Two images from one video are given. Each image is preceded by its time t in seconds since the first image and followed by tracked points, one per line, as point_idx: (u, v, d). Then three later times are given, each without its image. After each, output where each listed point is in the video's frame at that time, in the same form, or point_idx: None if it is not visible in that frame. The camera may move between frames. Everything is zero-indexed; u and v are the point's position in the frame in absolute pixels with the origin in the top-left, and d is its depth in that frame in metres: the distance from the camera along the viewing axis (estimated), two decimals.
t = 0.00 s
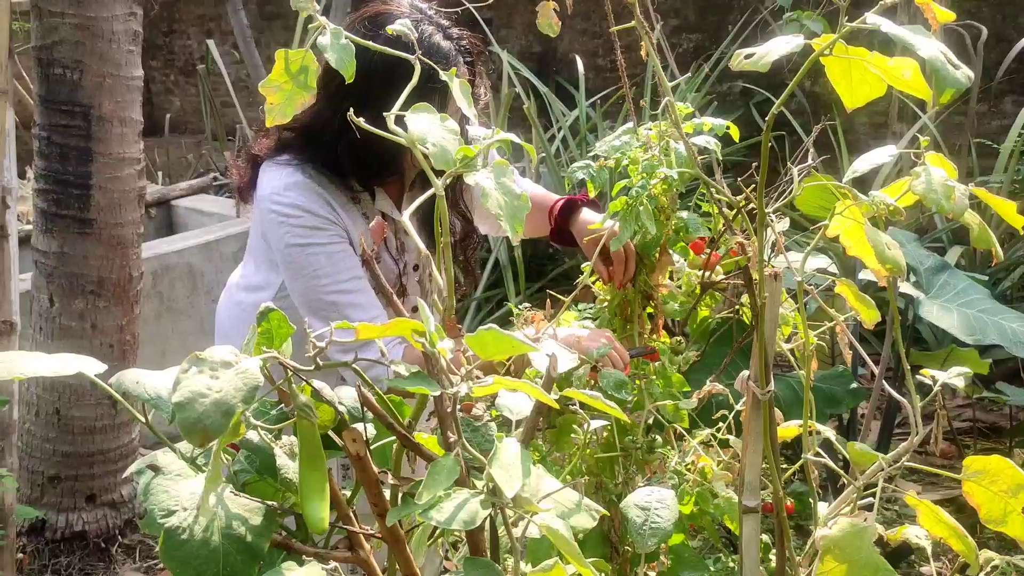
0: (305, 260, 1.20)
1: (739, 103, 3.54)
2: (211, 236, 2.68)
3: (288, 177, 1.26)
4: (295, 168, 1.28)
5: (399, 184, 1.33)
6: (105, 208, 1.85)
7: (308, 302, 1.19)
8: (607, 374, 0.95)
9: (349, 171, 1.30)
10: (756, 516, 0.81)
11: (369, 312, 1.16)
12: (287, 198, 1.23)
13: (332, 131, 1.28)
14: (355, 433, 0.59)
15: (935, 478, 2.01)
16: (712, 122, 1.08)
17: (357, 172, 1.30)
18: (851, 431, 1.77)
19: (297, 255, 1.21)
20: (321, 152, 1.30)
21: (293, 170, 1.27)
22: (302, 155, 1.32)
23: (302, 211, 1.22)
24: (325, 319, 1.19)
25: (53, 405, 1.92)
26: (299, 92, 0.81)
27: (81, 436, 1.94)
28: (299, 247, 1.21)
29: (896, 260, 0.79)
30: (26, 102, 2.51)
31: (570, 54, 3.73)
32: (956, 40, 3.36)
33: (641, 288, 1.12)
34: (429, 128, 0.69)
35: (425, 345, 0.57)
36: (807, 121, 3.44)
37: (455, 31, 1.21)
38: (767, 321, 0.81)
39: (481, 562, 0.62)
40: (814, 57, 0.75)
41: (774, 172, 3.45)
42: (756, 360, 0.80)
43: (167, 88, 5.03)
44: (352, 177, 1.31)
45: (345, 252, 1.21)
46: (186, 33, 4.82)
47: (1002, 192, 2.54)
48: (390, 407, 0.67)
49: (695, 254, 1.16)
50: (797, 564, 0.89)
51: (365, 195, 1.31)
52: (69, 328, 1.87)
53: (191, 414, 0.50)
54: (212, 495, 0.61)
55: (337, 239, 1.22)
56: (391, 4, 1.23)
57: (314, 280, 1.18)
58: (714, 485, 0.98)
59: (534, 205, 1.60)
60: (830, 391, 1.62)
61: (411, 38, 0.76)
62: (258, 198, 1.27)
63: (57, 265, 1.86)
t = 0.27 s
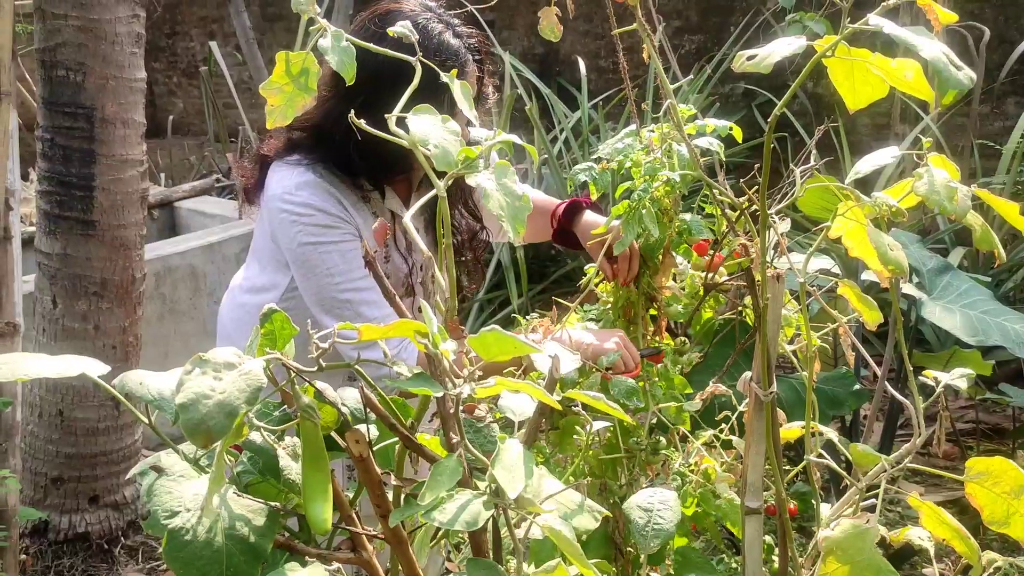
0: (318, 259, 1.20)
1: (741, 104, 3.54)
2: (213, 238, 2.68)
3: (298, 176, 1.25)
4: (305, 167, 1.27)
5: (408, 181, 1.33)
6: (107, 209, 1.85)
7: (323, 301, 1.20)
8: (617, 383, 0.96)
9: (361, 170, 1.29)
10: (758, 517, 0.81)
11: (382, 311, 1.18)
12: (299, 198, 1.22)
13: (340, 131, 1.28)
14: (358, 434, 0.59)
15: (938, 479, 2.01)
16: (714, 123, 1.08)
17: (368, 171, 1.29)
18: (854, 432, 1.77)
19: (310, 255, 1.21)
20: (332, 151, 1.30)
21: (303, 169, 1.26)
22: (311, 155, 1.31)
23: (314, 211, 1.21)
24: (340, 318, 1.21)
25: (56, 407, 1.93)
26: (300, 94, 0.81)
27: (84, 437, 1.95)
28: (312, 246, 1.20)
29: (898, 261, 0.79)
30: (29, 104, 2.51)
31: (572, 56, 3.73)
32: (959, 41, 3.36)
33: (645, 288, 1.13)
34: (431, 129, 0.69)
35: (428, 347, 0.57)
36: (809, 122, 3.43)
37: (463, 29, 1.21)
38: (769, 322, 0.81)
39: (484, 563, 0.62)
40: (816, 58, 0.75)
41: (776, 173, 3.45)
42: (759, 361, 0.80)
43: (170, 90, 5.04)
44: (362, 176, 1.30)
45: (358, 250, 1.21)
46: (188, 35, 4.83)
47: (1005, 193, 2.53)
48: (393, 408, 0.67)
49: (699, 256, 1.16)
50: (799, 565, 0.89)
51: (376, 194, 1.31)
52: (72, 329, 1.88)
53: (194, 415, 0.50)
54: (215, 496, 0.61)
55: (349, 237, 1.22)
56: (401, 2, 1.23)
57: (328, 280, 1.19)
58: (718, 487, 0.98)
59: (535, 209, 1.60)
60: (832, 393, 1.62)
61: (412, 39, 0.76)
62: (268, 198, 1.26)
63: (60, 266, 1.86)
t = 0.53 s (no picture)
0: (319, 261, 1.21)
1: (743, 106, 3.54)
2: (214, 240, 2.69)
3: (305, 176, 1.25)
4: (312, 167, 1.27)
5: (412, 182, 1.35)
6: (109, 212, 1.86)
7: (319, 304, 1.21)
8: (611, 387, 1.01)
9: (367, 170, 1.30)
10: (758, 519, 0.81)
11: (378, 316, 1.20)
12: (305, 198, 1.22)
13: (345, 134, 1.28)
14: (357, 436, 0.59)
15: (939, 481, 2.01)
16: (716, 126, 1.08)
17: (373, 172, 1.30)
18: (855, 434, 1.77)
19: (311, 256, 1.21)
20: (338, 151, 1.29)
21: (309, 170, 1.26)
22: (318, 154, 1.30)
23: (319, 212, 1.22)
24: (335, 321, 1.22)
25: (57, 409, 1.93)
26: (301, 96, 0.81)
27: (86, 439, 1.95)
28: (314, 248, 1.21)
29: (898, 263, 0.79)
30: (32, 107, 2.52)
31: (573, 58, 3.73)
32: (960, 43, 3.36)
33: (647, 292, 1.13)
34: (431, 132, 0.69)
35: (427, 349, 0.57)
36: (811, 124, 3.43)
37: (472, 28, 1.21)
38: (769, 325, 0.81)
39: (483, 564, 0.62)
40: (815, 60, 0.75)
41: (778, 175, 3.45)
42: (759, 363, 0.80)
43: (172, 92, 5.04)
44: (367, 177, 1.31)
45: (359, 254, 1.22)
46: (190, 37, 4.84)
47: (1007, 195, 2.53)
48: (392, 410, 0.67)
49: (699, 258, 1.17)
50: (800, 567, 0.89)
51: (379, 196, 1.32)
52: (74, 331, 1.88)
53: (194, 417, 0.50)
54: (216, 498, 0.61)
55: (351, 241, 1.23)
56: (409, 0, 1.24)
57: (326, 283, 1.20)
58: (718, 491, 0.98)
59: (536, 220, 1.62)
60: (833, 395, 1.62)
61: (414, 42, 0.76)
62: (273, 196, 1.26)
63: (62, 269, 1.86)
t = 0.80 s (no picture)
0: (314, 251, 1.20)
1: (744, 108, 3.55)
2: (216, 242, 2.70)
3: (305, 169, 1.25)
4: (312, 160, 1.28)
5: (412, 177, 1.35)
6: (111, 214, 1.86)
7: (311, 295, 1.20)
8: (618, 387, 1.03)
9: (366, 165, 1.30)
10: (757, 521, 0.82)
11: (371, 308, 1.18)
12: (304, 189, 1.22)
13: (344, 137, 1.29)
14: (356, 438, 0.59)
15: (940, 483, 2.01)
16: (722, 129, 1.09)
17: (372, 168, 1.30)
18: (856, 436, 1.77)
19: (306, 246, 1.21)
20: (336, 148, 1.29)
21: (309, 163, 1.27)
22: (318, 147, 1.31)
23: (318, 203, 1.22)
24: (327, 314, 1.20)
25: (60, 411, 1.93)
26: (301, 100, 0.81)
27: (88, 441, 1.96)
28: (310, 237, 1.20)
29: (896, 266, 0.79)
30: (35, 109, 2.53)
31: (575, 60, 3.74)
32: (961, 45, 3.36)
33: (648, 297, 1.13)
34: (430, 136, 0.69)
35: (426, 351, 0.58)
36: (812, 126, 3.44)
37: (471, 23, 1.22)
38: (768, 327, 0.82)
39: (482, 565, 0.62)
40: (815, 64, 0.75)
41: (779, 177, 3.45)
42: (758, 366, 0.80)
43: (175, 94, 5.05)
44: (367, 173, 1.31)
45: (354, 247, 1.22)
46: (193, 40, 4.85)
47: (1008, 197, 2.53)
48: (392, 413, 0.67)
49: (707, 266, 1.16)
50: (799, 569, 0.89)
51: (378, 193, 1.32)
52: (76, 334, 1.89)
53: (194, 420, 0.50)
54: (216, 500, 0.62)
55: (348, 234, 1.22)
56: None
57: (319, 273, 1.19)
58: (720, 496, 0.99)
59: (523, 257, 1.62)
60: (833, 397, 1.63)
61: (412, 46, 0.76)
62: (272, 189, 1.26)
63: (64, 271, 1.87)
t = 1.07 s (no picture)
0: (304, 234, 1.20)
1: (745, 109, 3.55)
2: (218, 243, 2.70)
3: (299, 155, 1.26)
4: (306, 147, 1.28)
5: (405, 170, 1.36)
6: (113, 216, 1.87)
7: (300, 278, 1.19)
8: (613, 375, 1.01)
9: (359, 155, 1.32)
10: (757, 523, 0.82)
11: (359, 292, 1.18)
12: (296, 173, 1.23)
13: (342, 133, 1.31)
14: (356, 439, 0.59)
15: (941, 485, 2.01)
16: (716, 129, 1.10)
17: (366, 158, 1.32)
18: (856, 438, 1.77)
19: (297, 229, 1.21)
20: (332, 140, 1.30)
21: (303, 150, 1.27)
22: (314, 135, 1.31)
23: (309, 187, 1.22)
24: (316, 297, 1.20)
25: (62, 412, 1.94)
26: (304, 103, 0.82)
27: (90, 442, 1.96)
28: (301, 220, 1.21)
29: (894, 268, 0.80)
30: (37, 111, 2.54)
31: (576, 62, 3.74)
32: (962, 46, 3.36)
33: (641, 294, 1.13)
34: (430, 139, 0.70)
35: (425, 353, 0.58)
36: (813, 128, 3.44)
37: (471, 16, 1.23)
38: (767, 327, 0.82)
39: (481, 566, 0.63)
40: (814, 67, 0.76)
41: (780, 179, 3.45)
42: (757, 367, 0.81)
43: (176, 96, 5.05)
44: (361, 164, 1.33)
45: (345, 232, 1.22)
46: (195, 42, 4.86)
47: (1008, 198, 2.54)
48: (392, 414, 0.68)
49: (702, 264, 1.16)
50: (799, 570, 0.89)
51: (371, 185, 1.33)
52: (78, 335, 1.89)
53: (195, 420, 0.51)
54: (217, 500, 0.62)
55: (339, 219, 1.23)
56: None
57: (309, 255, 1.19)
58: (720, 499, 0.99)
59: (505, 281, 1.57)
60: (833, 398, 1.63)
61: (415, 49, 0.77)
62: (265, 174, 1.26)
63: (67, 272, 1.87)
